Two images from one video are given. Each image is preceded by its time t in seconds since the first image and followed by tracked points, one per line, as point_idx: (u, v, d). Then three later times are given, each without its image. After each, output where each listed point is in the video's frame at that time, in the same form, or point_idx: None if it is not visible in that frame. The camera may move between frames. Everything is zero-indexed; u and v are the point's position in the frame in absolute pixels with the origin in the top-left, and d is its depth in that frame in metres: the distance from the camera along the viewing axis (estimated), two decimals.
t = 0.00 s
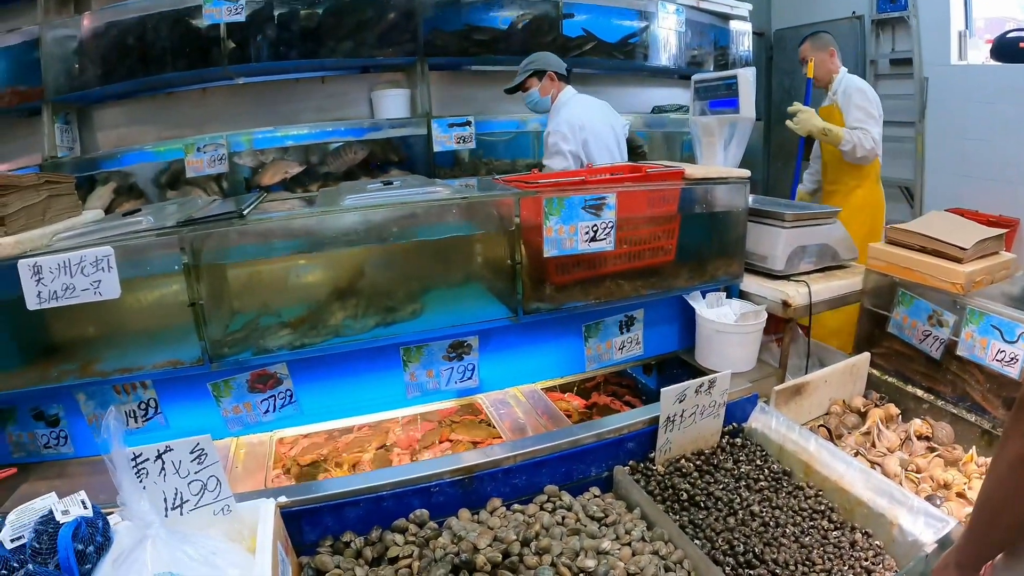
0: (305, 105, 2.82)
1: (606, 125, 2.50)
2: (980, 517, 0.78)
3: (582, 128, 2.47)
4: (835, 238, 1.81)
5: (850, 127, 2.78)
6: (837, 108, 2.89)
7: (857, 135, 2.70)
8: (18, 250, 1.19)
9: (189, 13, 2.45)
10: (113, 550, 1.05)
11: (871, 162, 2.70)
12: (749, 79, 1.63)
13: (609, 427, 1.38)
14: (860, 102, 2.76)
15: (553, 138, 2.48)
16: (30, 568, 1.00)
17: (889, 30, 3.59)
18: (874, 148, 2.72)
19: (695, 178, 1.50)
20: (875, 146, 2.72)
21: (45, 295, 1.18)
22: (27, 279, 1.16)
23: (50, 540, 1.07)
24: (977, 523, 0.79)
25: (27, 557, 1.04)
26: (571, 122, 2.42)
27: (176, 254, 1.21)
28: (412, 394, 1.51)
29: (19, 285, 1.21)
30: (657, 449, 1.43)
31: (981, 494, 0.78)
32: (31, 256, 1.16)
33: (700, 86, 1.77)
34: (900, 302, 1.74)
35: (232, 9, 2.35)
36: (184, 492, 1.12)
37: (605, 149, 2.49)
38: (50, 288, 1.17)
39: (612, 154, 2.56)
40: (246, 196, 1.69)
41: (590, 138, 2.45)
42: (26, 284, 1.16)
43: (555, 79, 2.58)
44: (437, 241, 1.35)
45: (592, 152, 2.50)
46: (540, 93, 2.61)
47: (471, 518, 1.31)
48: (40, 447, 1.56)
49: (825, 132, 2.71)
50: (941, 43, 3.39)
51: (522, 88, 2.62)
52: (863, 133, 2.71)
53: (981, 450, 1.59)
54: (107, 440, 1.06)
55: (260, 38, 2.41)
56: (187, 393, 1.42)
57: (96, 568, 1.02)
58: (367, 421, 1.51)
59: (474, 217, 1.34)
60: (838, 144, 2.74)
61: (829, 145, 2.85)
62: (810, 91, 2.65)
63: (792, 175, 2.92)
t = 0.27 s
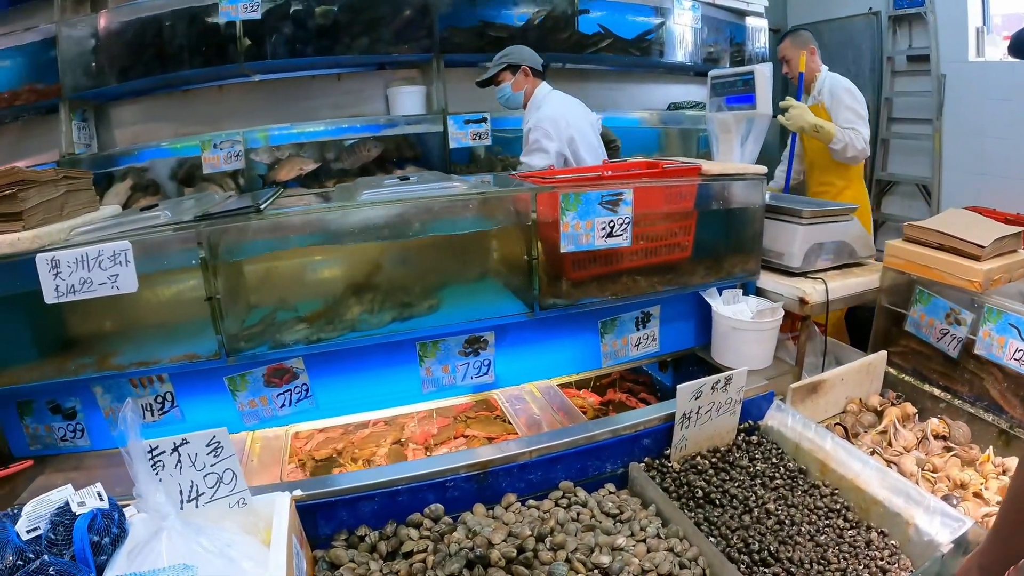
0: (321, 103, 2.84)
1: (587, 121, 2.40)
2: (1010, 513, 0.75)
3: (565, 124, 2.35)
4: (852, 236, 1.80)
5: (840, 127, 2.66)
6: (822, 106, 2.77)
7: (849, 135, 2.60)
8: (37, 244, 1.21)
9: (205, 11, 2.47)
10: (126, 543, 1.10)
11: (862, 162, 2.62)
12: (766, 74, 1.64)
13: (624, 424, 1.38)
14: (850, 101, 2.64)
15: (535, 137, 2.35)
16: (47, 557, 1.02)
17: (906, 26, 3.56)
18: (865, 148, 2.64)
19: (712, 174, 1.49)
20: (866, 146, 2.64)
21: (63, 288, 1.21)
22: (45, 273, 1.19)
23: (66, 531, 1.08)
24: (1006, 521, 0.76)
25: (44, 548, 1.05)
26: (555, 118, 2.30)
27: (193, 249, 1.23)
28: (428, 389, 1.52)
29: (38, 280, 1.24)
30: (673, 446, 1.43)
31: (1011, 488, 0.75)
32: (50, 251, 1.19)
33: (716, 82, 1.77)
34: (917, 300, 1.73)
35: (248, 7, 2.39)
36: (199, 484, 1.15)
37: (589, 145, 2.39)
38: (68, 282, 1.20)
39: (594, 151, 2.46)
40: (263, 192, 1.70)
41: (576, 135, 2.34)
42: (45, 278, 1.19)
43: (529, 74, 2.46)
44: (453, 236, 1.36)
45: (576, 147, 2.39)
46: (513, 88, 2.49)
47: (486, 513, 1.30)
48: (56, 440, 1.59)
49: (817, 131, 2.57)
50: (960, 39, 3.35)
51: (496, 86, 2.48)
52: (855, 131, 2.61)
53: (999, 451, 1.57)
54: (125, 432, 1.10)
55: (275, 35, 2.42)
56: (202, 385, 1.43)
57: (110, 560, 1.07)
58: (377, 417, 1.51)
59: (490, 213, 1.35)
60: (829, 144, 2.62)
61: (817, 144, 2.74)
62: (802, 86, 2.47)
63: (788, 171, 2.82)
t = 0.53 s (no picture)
0: (332, 103, 2.85)
1: (536, 122, 2.43)
2: None
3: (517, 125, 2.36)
4: (864, 238, 1.80)
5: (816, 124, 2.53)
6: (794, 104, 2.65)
7: (825, 133, 2.47)
8: (50, 242, 1.24)
9: (217, 11, 2.49)
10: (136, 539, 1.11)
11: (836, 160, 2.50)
12: (777, 75, 1.62)
13: (634, 425, 1.38)
14: (825, 98, 2.54)
15: (489, 139, 2.33)
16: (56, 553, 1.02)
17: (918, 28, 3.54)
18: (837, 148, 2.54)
19: (723, 175, 1.49)
20: (838, 145, 2.53)
21: (75, 286, 1.22)
22: (58, 270, 1.20)
23: (75, 527, 1.10)
24: None
25: (53, 543, 1.07)
26: (507, 120, 2.31)
27: (205, 247, 1.24)
28: (438, 389, 1.52)
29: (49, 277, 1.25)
30: (683, 447, 1.42)
31: None
32: (63, 248, 1.21)
33: (727, 83, 1.77)
34: (929, 302, 1.72)
35: (260, 8, 2.42)
36: (209, 481, 1.15)
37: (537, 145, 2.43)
38: (80, 280, 1.21)
39: (542, 151, 2.50)
40: (275, 191, 1.71)
41: (527, 136, 2.36)
42: (57, 275, 1.20)
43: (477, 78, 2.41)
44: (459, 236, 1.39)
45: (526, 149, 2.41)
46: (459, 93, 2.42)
47: (495, 513, 1.30)
48: (67, 437, 1.62)
49: (794, 127, 2.41)
50: (972, 40, 3.32)
51: (443, 90, 2.42)
52: (829, 131, 2.48)
53: (1010, 455, 1.56)
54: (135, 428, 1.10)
55: (287, 36, 2.45)
56: (214, 383, 1.45)
57: (120, 555, 1.07)
58: (387, 417, 1.52)
59: (501, 213, 1.35)
60: (804, 141, 2.46)
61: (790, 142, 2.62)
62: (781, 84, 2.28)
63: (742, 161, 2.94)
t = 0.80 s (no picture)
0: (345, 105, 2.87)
1: (486, 120, 2.48)
2: None
3: (463, 122, 2.41)
4: (877, 243, 1.80)
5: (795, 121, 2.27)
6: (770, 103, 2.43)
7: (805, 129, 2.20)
8: (63, 242, 1.26)
9: (232, 13, 2.52)
10: (147, 537, 1.13)
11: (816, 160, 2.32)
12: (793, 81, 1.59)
13: (645, 430, 1.38)
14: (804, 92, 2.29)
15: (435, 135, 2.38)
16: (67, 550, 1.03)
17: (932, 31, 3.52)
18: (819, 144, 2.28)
19: (736, 180, 1.49)
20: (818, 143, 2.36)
21: (88, 285, 1.23)
22: (71, 269, 1.21)
23: (86, 525, 1.12)
24: None
25: (65, 541, 1.09)
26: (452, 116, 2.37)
27: (218, 248, 1.25)
28: (450, 392, 1.52)
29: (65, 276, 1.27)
30: (694, 453, 1.42)
31: None
32: (76, 248, 1.22)
33: (741, 86, 1.72)
34: (942, 308, 1.71)
35: (273, 9, 2.40)
36: (220, 481, 1.16)
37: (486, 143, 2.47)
38: (94, 279, 1.22)
39: (494, 152, 2.53)
40: (287, 193, 1.72)
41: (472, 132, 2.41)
42: (70, 274, 1.21)
43: (422, 78, 2.48)
44: (472, 239, 1.39)
45: (475, 147, 2.45)
46: (405, 92, 2.50)
47: (506, 516, 1.30)
48: (79, 435, 1.63)
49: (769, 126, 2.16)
50: (985, 44, 3.29)
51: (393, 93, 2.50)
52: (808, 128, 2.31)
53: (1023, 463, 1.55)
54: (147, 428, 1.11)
55: (300, 38, 2.47)
56: (225, 383, 1.46)
57: (131, 554, 1.09)
58: (398, 419, 1.53)
59: (513, 217, 1.35)
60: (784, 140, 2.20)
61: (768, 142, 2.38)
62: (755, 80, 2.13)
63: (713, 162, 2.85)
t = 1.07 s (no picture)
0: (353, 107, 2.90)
1: (413, 133, 2.38)
2: None
3: (383, 135, 2.34)
4: (882, 246, 1.82)
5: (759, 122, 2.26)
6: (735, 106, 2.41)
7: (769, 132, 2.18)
8: (76, 240, 1.30)
9: (242, 15, 2.55)
10: (160, 533, 1.14)
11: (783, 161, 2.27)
12: (798, 85, 1.63)
13: (653, 429, 1.39)
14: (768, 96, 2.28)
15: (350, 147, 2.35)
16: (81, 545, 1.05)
17: (936, 36, 3.54)
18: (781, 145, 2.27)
19: (743, 183, 1.51)
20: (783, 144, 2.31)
21: (101, 284, 1.26)
22: (85, 268, 1.24)
23: (100, 521, 1.12)
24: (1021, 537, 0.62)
25: (77, 536, 1.11)
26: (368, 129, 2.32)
27: (232, 247, 1.28)
28: (460, 391, 1.54)
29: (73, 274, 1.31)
30: (701, 453, 1.43)
31: None
32: (90, 247, 1.25)
33: (748, 91, 1.78)
34: (946, 310, 1.73)
35: (282, 12, 2.45)
36: (233, 477, 1.17)
37: (407, 157, 2.37)
38: (106, 277, 1.25)
39: (420, 168, 2.42)
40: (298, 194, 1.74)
41: (388, 146, 2.33)
42: (84, 273, 1.24)
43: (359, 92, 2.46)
44: (483, 241, 1.39)
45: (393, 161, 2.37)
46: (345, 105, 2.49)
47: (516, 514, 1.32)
48: (90, 432, 1.66)
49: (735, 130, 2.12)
50: (989, 49, 3.30)
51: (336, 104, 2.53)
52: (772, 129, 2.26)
53: None
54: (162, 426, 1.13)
55: (308, 41, 2.51)
56: (235, 381, 1.47)
57: (143, 549, 1.11)
58: (407, 417, 1.54)
59: (523, 219, 1.37)
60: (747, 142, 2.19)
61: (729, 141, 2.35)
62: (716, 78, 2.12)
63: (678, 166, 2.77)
